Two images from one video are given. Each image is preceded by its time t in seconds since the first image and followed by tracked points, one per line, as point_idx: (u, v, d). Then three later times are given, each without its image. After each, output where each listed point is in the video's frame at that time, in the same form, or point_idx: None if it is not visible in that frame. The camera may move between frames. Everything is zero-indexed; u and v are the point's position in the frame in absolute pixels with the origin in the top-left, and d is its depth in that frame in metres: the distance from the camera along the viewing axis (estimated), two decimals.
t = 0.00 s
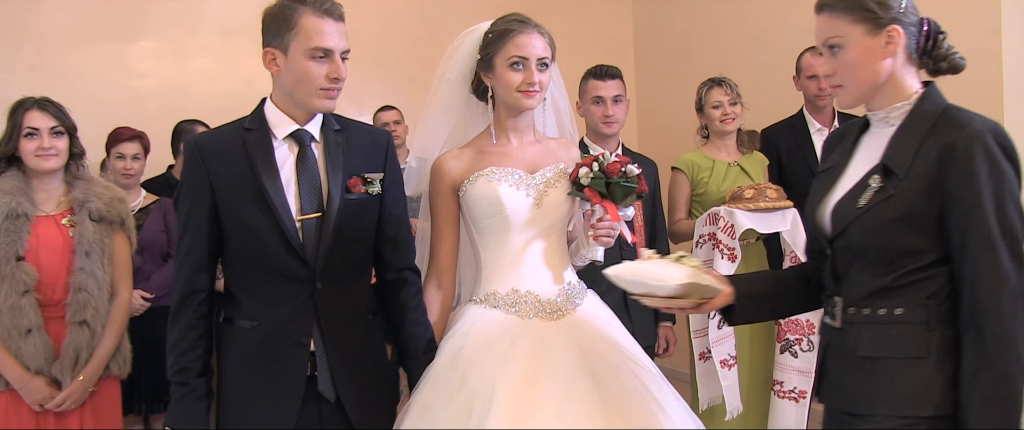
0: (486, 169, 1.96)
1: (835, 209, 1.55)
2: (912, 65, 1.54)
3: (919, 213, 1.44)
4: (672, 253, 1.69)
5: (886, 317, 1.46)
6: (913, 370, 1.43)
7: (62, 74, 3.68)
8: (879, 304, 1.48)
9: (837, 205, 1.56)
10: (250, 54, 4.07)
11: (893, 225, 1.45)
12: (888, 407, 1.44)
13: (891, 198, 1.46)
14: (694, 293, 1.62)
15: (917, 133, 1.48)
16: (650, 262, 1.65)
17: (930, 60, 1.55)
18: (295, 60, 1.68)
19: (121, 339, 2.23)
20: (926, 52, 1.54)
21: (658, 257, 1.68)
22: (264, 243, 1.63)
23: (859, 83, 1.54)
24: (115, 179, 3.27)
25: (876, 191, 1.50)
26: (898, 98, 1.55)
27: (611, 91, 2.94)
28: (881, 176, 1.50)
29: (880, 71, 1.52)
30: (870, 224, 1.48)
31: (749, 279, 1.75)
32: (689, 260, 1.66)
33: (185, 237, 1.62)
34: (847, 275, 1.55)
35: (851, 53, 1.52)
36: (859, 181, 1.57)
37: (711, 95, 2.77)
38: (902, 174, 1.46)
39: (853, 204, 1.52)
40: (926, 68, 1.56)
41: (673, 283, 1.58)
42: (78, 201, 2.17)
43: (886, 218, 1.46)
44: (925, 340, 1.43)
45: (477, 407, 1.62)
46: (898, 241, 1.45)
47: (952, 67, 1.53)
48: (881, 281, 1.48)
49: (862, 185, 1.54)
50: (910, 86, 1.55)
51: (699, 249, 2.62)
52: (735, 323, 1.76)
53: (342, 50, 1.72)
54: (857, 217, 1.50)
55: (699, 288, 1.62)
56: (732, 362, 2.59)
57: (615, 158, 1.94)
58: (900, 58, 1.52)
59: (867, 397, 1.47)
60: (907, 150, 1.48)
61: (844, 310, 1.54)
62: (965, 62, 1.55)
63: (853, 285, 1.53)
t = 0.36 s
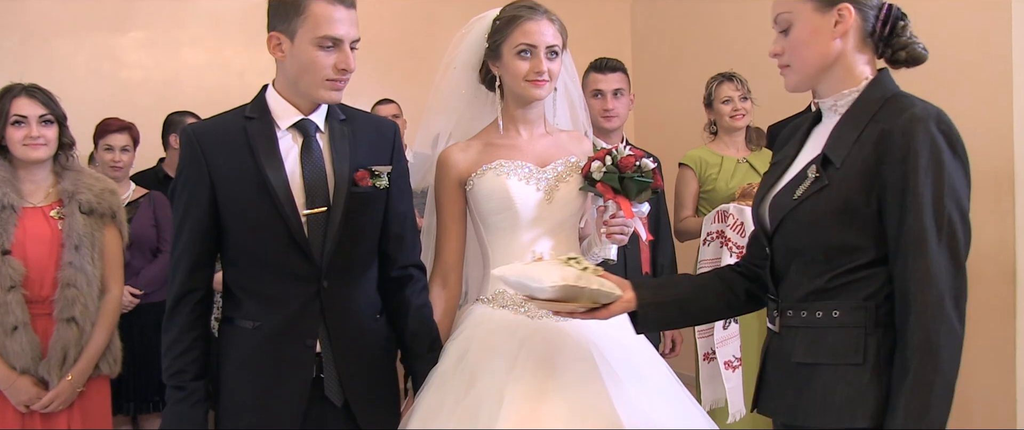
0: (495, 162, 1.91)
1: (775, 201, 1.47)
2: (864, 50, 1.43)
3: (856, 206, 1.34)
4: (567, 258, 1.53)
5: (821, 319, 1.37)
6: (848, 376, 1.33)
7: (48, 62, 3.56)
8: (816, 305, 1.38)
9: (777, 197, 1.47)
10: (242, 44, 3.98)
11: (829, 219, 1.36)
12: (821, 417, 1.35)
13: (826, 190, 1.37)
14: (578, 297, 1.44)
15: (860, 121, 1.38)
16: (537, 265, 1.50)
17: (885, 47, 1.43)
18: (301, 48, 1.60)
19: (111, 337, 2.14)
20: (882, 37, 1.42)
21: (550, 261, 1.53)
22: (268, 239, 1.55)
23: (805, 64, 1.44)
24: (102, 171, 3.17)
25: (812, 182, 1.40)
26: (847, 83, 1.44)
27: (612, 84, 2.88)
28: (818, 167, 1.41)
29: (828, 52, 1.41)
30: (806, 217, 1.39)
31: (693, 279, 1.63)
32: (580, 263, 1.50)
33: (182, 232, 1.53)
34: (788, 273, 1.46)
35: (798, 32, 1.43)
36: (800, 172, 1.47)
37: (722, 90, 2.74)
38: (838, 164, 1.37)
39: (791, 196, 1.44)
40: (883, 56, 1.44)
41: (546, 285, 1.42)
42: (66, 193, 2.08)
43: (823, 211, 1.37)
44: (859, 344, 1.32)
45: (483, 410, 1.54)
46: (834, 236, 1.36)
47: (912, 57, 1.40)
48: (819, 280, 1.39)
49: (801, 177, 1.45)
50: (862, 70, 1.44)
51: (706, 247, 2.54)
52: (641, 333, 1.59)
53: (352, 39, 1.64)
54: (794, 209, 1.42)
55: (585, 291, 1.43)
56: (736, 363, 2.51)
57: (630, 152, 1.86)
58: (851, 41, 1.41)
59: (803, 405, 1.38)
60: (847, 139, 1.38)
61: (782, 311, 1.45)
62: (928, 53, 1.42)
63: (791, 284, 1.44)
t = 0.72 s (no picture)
0: (500, 161, 1.86)
1: (756, 203, 1.36)
2: (846, 44, 1.34)
3: (841, 205, 1.24)
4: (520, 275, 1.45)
5: (810, 328, 1.25)
6: (840, 388, 1.22)
7: (41, 57, 3.55)
8: (803, 313, 1.27)
9: (759, 199, 1.37)
10: (237, 39, 3.91)
11: (814, 220, 1.26)
12: None
13: (809, 190, 1.27)
14: (528, 317, 1.36)
15: (840, 117, 1.29)
16: (486, 284, 1.42)
17: (868, 42, 1.34)
18: (309, 45, 1.54)
19: (104, 338, 2.07)
20: (864, 31, 1.33)
21: (500, 279, 1.45)
22: (271, 239, 1.49)
23: (783, 58, 1.36)
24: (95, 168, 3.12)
25: (794, 182, 1.30)
26: (827, 78, 1.35)
27: (616, 82, 2.84)
28: (799, 165, 1.30)
29: (806, 45, 1.33)
30: (790, 219, 1.29)
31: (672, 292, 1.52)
32: (531, 281, 1.42)
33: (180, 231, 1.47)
34: (773, 281, 1.35)
35: (776, 24, 1.35)
36: (782, 172, 1.37)
37: (728, 90, 2.71)
38: (819, 161, 1.27)
39: (773, 197, 1.33)
40: (865, 51, 1.35)
41: (490, 308, 1.34)
42: (58, 189, 2.01)
43: (806, 211, 1.27)
44: (852, 354, 1.22)
45: (486, 416, 1.49)
46: (820, 238, 1.26)
47: (895, 52, 1.30)
48: (805, 286, 1.28)
49: (783, 176, 1.34)
50: (843, 64, 1.35)
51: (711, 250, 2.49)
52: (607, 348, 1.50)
53: (362, 42, 1.57)
54: (776, 211, 1.31)
55: (536, 311, 1.36)
56: (744, 368, 2.43)
57: (637, 151, 1.83)
58: (831, 34, 1.33)
59: (796, 420, 1.27)
60: (831, 135, 1.28)
61: (769, 321, 1.34)
62: (912, 49, 1.33)
63: (776, 293, 1.33)
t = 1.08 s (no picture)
0: (500, 172, 1.84)
1: (756, 223, 1.33)
2: (841, 59, 1.32)
3: (841, 223, 1.21)
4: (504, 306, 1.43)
5: (814, 348, 1.23)
6: (846, 408, 1.19)
7: (36, 61, 3.52)
8: (806, 333, 1.24)
9: (757, 219, 1.34)
10: (234, 42, 3.88)
11: (815, 239, 1.23)
12: None
13: (809, 208, 1.24)
14: (517, 348, 1.34)
15: (837, 135, 1.26)
16: (473, 317, 1.39)
17: (865, 57, 1.31)
18: (315, 59, 1.50)
19: (100, 348, 2.05)
20: (860, 47, 1.31)
21: (484, 311, 1.42)
22: (272, 251, 1.47)
23: (777, 73, 1.34)
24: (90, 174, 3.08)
25: (794, 200, 1.27)
26: (823, 93, 1.33)
27: (618, 90, 2.82)
28: (799, 183, 1.27)
29: (801, 60, 1.31)
30: (790, 239, 1.26)
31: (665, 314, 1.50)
32: (517, 311, 1.40)
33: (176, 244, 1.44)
34: (774, 302, 1.32)
35: (771, 38, 1.33)
36: (781, 189, 1.34)
37: (729, 99, 2.71)
38: (819, 180, 1.24)
39: (773, 215, 1.30)
40: (861, 66, 1.33)
41: (482, 341, 1.31)
42: (53, 198, 1.99)
43: (806, 230, 1.23)
44: (857, 374, 1.19)
45: None
46: (821, 256, 1.22)
47: (891, 68, 1.28)
48: (807, 306, 1.25)
49: (783, 194, 1.31)
50: (838, 78, 1.33)
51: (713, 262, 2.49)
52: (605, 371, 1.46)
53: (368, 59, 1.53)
54: (776, 231, 1.28)
55: (526, 341, 1.34)
56: (748, 380, 2.43)
57: (640, 163, 1.82)
58: (826, 49, 1.31)
59: None
60: (831, 152, 1.25)
61: (772, 341, 1.31)
62: (908, 65, 1.30)
63: (777, 313, 1.30)
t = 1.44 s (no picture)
0: (501, 182, 1.80)
1: (760, 235, 1.29)
2: (846, 68, 1.29)
3: (853, 234, 1.17)
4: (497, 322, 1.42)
5: (823, 362, 1.19)
6: (858, 424, 1.15)
7: (31, 63, 3.50)
8: (814, 346, 1.21)
9: (760, 232, 1.30)
10: (230, 46, 3.87)
11: (822, 251, 1.19)
12: None
13: (818, 219, 1.20)
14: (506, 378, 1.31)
15: (846, 139, 1.23)
16: (472, 333, 1.36)
17: (871, 66, 1.29)
18: (313, 67, 1.45)
19: (92, 358, 2.02)
20: (865, 55, 1.28)
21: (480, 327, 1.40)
22: (274, 261, 1.43)
23: (779, 80, 1.31)
24: (83, 178, 3.04)
25: (802, 210, 1.23)
26: (827, 102, 1.30)
27: (614, 93, 2.79)
28: (805, 192, 1.23)
29: (806, 68, 1.28)
30: (798, 252, 1.22)
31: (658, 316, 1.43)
32: (515, 327, 1.39)
33: (177, 250, 1.37)
34: (780, 314, 1.28)
35: (777, 44, 1.30)
36: (787, 198, 1.29)
37: (729, 102, 2.71)
38: (827, 189, 1.20)
39: (778, 226, 1.26)
40: (867, 74, 1.30)
41: (502, 357, 1.28)
42: (43, 206, 1.97)
43: (816, 241, 1.19)
44: (869, 387, 1.16)
45: None
46: (831, 268, 1.18)
47: (898, 78, 1.25)
48: (817, 319, 1.21)
49: (790, 203, 1.26)
50: (843, 85, 1.29)
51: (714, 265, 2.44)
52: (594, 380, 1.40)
53: (365, 70, 1.48)
54: (783, 243, 1.24)
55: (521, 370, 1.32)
56: (751, 385, 2.40)
57: (642, 175, 1.78)
58: (831, 56, 1.28)
59: None
60: (837, 160, 1.21)
61: (779, 355, 1.27)
62: (915, 74, 1.27)
63: (786, 326, 1.26)
